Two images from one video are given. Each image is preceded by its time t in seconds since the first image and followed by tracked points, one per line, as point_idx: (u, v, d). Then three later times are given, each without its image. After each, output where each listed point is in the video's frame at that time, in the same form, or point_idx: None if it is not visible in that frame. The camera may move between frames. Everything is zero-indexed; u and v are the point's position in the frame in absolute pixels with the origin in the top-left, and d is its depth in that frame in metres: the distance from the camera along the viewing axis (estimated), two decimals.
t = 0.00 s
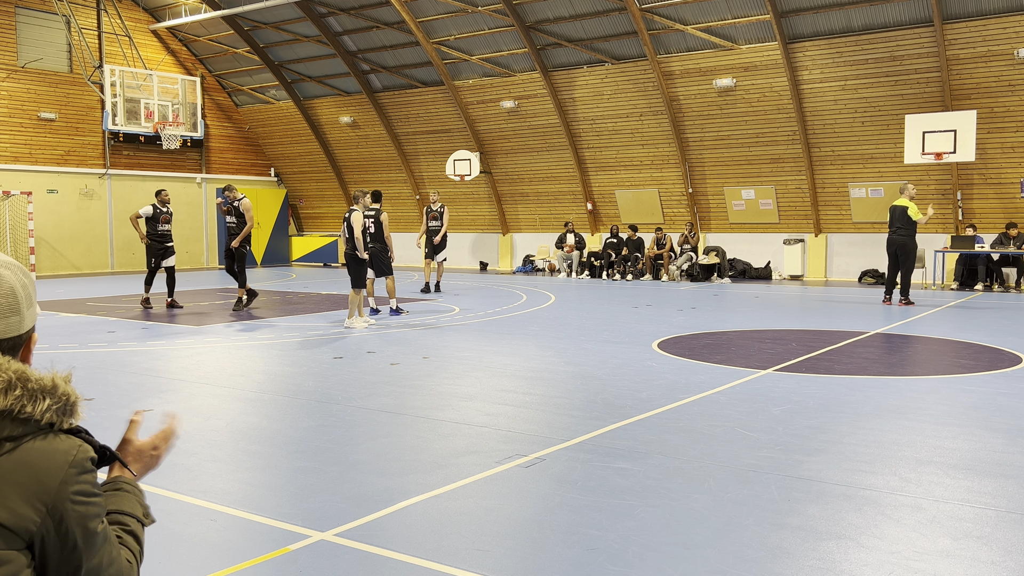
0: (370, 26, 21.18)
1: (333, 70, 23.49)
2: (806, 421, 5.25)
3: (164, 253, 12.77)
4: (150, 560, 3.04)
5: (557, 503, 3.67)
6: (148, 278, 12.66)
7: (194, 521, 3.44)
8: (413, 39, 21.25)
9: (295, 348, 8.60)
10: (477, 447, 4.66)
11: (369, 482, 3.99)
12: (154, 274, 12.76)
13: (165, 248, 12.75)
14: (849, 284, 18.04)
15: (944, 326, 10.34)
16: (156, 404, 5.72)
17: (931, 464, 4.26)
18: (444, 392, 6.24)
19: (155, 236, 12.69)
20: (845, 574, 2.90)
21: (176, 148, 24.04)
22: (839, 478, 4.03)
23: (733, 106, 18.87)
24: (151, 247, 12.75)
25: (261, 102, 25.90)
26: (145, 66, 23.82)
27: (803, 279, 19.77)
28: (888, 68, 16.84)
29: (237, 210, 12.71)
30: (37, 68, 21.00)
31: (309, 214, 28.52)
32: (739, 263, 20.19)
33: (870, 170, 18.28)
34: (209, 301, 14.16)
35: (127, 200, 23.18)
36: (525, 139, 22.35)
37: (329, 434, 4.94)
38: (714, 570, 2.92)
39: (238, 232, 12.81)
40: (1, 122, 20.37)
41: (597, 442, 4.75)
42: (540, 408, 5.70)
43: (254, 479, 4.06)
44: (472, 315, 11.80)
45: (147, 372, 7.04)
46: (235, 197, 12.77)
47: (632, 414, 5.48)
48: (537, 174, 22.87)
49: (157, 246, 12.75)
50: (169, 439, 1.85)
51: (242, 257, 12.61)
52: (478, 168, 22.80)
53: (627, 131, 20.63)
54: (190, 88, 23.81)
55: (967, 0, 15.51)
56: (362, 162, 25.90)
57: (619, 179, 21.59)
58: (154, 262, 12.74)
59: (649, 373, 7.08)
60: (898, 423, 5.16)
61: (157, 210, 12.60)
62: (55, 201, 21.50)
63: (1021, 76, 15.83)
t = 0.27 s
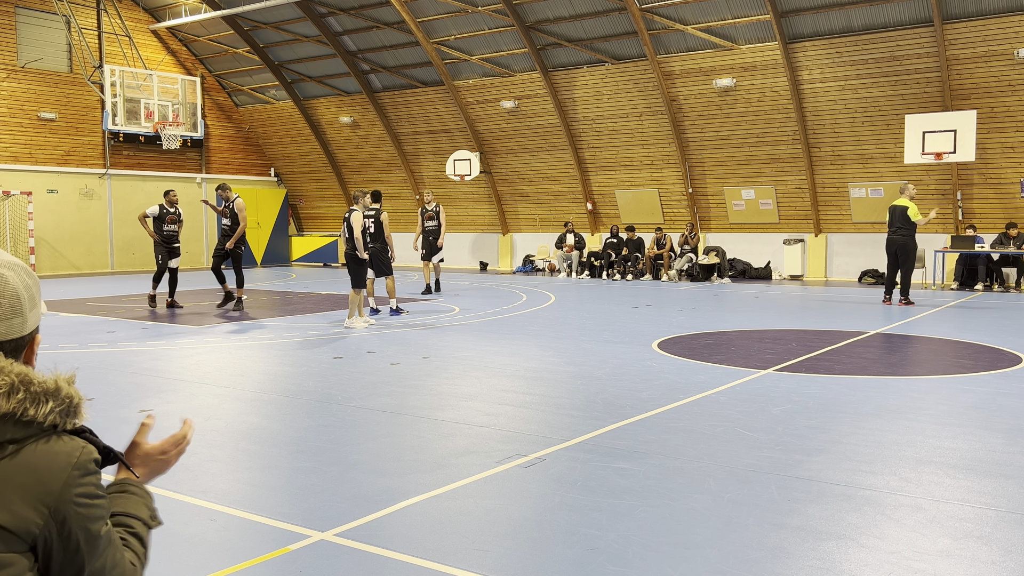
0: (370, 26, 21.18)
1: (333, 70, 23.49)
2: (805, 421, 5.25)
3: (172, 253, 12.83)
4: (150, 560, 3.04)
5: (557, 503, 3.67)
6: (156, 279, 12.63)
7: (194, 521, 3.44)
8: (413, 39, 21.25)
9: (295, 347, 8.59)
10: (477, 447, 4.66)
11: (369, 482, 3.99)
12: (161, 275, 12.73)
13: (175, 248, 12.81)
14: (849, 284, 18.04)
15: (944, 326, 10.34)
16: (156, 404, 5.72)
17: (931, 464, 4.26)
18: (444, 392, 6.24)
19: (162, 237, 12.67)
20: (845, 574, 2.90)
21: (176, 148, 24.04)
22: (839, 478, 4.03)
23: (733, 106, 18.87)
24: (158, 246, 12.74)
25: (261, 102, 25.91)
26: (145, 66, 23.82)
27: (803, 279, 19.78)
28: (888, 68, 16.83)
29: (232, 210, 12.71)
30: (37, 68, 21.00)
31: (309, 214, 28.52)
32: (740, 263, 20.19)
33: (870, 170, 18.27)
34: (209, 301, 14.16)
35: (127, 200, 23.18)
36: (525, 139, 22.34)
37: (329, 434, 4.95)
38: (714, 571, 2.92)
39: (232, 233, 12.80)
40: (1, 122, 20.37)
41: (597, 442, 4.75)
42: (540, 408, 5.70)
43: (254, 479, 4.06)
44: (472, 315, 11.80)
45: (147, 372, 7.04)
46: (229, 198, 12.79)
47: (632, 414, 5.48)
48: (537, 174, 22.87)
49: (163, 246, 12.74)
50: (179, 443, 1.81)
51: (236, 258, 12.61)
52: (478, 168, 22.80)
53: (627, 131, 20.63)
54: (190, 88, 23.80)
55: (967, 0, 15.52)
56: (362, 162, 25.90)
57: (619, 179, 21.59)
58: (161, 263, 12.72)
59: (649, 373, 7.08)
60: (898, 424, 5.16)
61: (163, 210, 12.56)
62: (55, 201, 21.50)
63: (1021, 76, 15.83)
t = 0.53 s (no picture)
0: (370, 26, 21.18)
1: (333, 70, 23.49)
2: (805, 421, 5.25)
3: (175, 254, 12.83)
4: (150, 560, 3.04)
5: (557, 503, 3.68)
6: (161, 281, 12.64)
7: (194, 521, 3.44)
8: (413, 39, 21.25)
9: (295, 347, 8.60)
10: (477, 447, 4.66)
11: (369, 482, 3.99)
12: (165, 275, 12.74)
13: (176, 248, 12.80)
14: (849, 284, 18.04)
15: (944, 326, 10.34)
16: (156, 404, 5.72)
17: (931, 464, 4.26)
18: (444, 392, 6.25)
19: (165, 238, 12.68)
20: (845, 574, 2.90)
21: (176, 148, 24.04)
22: (839, 478, 4.03)
23: (733, 106, 18.86)
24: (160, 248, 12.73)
25: (261, 102, 25.91)
26: (145, 67, 23.82)
27: (803, 279, 19.78)
28: (888, 68, 16.83)
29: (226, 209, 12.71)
30: (37, 68, 21.00)
31: (310, 214, 28.52)
32: (739, 263, 20.20)
33: (870, 170, 18.28)
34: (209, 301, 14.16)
35: (127, 200, 23.18)
36: (525, 139, 22.35)
37: (329, 434, 4.94)
38: (714, 571, 2.92)
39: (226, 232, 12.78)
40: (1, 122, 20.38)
41: (596, 442, 4.75)
42: (540, 408, 5.70)
43: (254, 479, 4.06)
44: (472, 315, 11.80)
45: (147, 372, 7.04)
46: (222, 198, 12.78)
47: (632, 414, 5.48)
48: (537, 174, 22.87)
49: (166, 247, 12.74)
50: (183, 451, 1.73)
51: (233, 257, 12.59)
52: (478, 168, 22.80)
53: (627, 131, 20.63)
54: (190, 88, 23.80)
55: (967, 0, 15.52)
56: (362, 162, 25.91)
57: (619, 179, 21.59)
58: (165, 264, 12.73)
59: (649, 373, 7.08)
60: (898, 423, 5.16)
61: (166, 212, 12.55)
62: (55, 201, 21.50)
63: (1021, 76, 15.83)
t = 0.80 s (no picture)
0: (370, 26, 21.18)
1: (333, 70, 23.49)
2: (806, 421, 5.25)
3: (176, 254, 12.84)
4: (150, 560, 3.04)
5: (557, 503, 3.68)
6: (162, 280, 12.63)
7: (194, 521, 3.44)
8: (413, 39, 21.25)
9: (295, 348, 8.60)
10: (478, 447, 4.66)
11: (369, 482, 3.99)
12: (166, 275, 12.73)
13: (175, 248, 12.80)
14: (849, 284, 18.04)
15: (944, 326, 10.34)
16: (156, 404, 5.72)
17: (931, 464, 4.26)
18: (443, 392, 6.24)
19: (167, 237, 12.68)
20: (845, 574, 2.90)
21: (176, 148, 24.04)
22: (839, 478, 4.03)
23: (733, 106, 18.86)
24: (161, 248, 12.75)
25: (261, 102, 25.91)
26: (145, 67, 23.83)
27: (803, 279, 19.77)
28: (888, 68, 16.83)
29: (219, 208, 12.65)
30: (37, 68, 21.01)
31: (309, 214, 28.52)
32: (739, 263, 20.19)
33: (870, 170, 18.28)
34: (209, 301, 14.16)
35: (127, 200, 23.18)
36: (525, 139, 22.35)
37: (329, 434, 4.94)
38: (714, 571, 2.92)
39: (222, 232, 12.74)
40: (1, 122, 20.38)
41: (596, 442, 4.75)
42: (540, 408, 5.70)
43: (254, 479, 4.06)
44: (472, 315, 11.79)
45: (147, 372, 7.04)
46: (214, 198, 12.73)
47: (632, 414, 5.48)
48: (537, 174, 22.87)
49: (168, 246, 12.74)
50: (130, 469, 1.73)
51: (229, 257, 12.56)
52: (478, 168, 22.80)
53: (627, 132, 20.63)
54: (190, 88, 23.80)
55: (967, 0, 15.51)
56: (363, 162, 25.91)
57: (619, 179, 21.59)
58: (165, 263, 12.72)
59: (649, 373, 7.08)
60: (898, 423, 5.16)
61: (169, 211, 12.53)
62: (55, 201, 21.50)
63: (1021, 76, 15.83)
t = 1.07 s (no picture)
0: (370, 26, 21.18)
1: (333, 70, 23.49)
2: (805, 421, 5.25)
3: (176, 254, 12.84)
4: (150, 560, 3.04)
5: (557, 503, 3.67)
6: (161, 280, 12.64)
7: (194, 521, 3.44)
8: (413, 39, 21.25)
9: (295, 348, 8.60)
10: (478, 447, 4.66)
11: (369, 482, 3.99)
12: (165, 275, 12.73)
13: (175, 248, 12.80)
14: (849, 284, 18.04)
15: (944, 326, 10.34)
16: (156, 404, 5.72)
17: (931, 464, 4.26)
18: (443, 392, 6.24)
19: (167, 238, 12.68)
20: (845, 574, 2.90)
21: (176, 148, 24.03)
22: (839, 478, 4.03)
23: (733, 106, 18.86)
24: (161, 249, 12.76)
25: (261, 102, 25.91)
26: (145, 67, 23.83)
27: (803, 279, 19.77)
28: (888, 68, 16.83)
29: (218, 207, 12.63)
30: (37, 68, 21.01)
31: (309, 214, 28.52)
32: (739, 263, 20.19)
33: (870, 170, 18.28)
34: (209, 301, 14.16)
35: (127, 200, 23.18)
36: (525, 139, 22.35)
37: (329, 434, 4.94)
38: (714, 571, 2.92)
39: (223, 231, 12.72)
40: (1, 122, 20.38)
41: (597, 442, 4.75)
42: (540, 408, 5.70)
43: (254, 479, 4.06)
44: (472, 315, 11.79)
45: (147, 372, 7.05)
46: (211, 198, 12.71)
47: (632, 414, 5.48)
48: (537, 174, 22.88)
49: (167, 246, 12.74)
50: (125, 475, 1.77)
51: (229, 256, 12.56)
52: (478, 168, 22.81)
53: (627, 132, 20.64)
54: (190, 88, 23.80)
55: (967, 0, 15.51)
56: (363, 162, 25.91)
57: (619, 179, 21.59)
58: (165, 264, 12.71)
59: (649, 373, 7.08)
60: (898, 423, 5.16)
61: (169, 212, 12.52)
62: (55, 201, 21.50)
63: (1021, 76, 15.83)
